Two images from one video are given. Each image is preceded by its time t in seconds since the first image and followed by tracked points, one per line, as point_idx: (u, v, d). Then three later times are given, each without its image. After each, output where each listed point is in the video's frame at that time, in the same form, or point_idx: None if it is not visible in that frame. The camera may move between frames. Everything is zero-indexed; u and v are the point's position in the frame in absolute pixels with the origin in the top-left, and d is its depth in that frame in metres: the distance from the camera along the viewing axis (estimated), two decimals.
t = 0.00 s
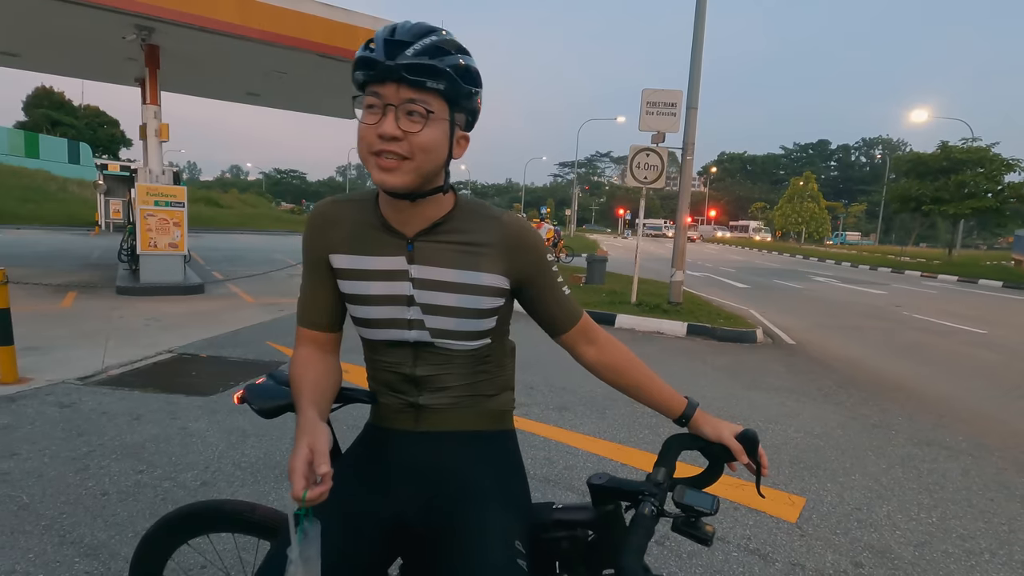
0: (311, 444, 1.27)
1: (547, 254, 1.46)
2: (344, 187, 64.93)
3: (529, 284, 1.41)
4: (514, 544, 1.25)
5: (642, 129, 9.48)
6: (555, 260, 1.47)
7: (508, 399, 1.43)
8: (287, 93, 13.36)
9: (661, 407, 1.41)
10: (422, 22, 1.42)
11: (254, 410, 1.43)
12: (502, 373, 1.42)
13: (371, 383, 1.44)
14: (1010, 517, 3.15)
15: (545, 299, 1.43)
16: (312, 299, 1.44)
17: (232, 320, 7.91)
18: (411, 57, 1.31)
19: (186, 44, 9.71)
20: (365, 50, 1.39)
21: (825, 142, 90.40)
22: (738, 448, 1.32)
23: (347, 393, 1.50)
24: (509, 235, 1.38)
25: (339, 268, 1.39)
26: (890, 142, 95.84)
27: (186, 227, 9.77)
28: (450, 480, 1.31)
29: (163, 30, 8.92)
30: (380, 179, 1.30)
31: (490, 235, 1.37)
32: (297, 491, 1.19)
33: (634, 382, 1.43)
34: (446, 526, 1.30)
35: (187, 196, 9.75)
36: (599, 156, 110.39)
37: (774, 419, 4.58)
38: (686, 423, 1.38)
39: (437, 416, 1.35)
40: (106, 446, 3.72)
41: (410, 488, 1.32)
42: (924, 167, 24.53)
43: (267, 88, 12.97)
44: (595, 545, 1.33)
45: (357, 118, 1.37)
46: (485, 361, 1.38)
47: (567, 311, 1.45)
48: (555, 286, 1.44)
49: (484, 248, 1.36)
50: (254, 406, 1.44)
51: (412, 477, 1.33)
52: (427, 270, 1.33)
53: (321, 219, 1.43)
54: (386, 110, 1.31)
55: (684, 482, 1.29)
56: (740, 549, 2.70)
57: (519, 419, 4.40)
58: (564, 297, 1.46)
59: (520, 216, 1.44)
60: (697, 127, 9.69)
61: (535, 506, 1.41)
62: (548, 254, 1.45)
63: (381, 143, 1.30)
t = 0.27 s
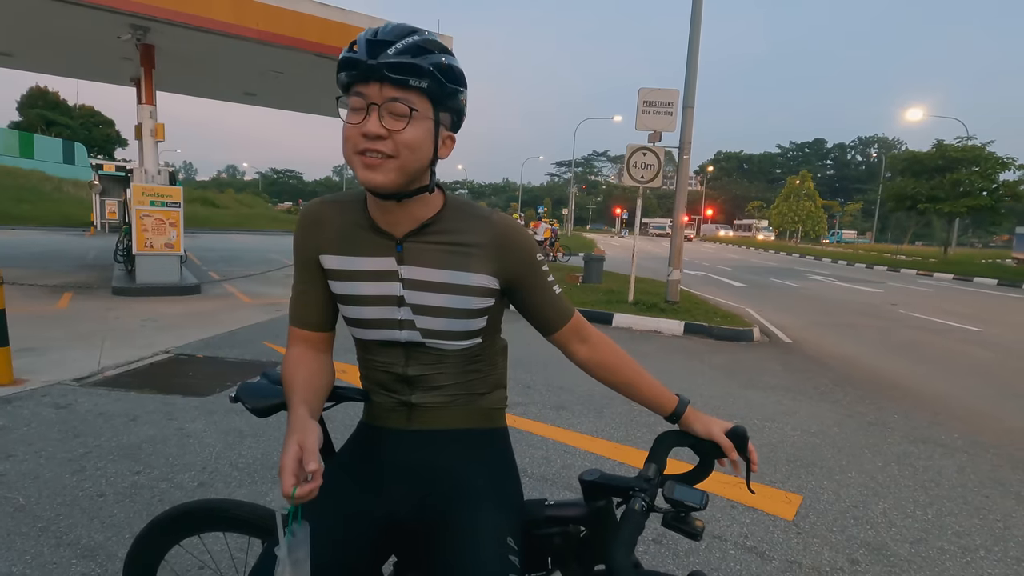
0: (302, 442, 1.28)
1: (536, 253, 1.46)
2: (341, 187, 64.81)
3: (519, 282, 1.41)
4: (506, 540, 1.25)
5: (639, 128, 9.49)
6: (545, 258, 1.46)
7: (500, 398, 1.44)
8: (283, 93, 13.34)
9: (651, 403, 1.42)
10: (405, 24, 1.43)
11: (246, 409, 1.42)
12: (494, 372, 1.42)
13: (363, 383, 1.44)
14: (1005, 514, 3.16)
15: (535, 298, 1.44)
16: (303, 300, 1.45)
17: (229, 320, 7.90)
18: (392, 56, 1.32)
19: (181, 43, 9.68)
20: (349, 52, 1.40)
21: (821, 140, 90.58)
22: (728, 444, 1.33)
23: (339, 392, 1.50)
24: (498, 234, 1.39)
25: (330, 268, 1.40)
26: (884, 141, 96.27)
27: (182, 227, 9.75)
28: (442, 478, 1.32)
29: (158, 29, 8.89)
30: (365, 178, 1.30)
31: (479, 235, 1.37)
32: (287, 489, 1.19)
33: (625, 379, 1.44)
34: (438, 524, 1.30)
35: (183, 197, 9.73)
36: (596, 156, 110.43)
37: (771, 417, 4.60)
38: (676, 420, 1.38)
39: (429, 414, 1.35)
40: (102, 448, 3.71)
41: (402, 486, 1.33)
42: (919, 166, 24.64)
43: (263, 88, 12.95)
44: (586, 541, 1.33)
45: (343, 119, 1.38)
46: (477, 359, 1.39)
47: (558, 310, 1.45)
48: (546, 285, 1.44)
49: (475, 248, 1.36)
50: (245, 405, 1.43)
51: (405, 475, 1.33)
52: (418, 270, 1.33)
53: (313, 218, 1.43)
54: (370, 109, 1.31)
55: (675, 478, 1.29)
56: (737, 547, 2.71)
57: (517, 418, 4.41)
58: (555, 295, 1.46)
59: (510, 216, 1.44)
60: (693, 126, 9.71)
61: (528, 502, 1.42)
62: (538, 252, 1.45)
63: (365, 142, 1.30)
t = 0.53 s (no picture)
0: (300, 438, 1.28)
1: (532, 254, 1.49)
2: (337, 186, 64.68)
3: (515, 281, 1.43)
4: (501, 535, 1.26)
5: (635, 126, 9.50)
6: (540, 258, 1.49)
7: (495, 394, 1.44)
8: (279, 91, 13.30)
9: (645, 400, 1.43)
10: (427, 28, 1.44)
11: (242, 406, 1.42)
12: (489, 368, 1.43)
13: (359, 380, 1.45)
14: (999, 508, 3.19)
15: (529, 296, 1.45)
16: (299, 297, 1.45)
17: (226, 320, 7.89)
18: (426, 66, 1.34)
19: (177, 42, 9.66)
20: (370, 47, 1.38)
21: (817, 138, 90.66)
22: (721, 440, 1.34)
23: (334, 389, 1.50)
24: (500, 234, 1.40)
25: (326, 266, 1.40)
26: (880, 138, 96.48)
27: (178, 227, 9.73)
28: (438, 474, 1.33)
29: (153, 27, 8.86)
30: (385, 181, 1.31)
31: (477, 234, 1.38)
32: (288, 484, 1.20)
33: (619, 375, 1.45)
34: (435, 520, 1.31)
35: (179, 196, 9.72)
36: (593, 154, 110.42)
37: (767, 414, 4.62)
38: (670, 415, 1.40)
39: (425, 411, 1.36)
40: (99, 447, 3.71)
41: (398, 482, 1.33)
42: (914, 163, 24.71)
43: (259, 86, 12.92)
44: (580, 536, 1.34)
45: (358, 114, 1.36)
46: (472, 356, 1.39)
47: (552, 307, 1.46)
48: (541, 283, 1.46)
49: (472, 246, 1.37)
50: (242, 402, 1.43)
51: (401, 471, 1.34)
52: (416, 268, 1.34)
53: (307, 217, 1.43)
54: (396, 113, 1.32)
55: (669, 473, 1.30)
56: (734, 543, 2.73)
57: (514, 416, 4.42)
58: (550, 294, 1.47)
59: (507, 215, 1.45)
60: (689, 124, 9.72)
61: (522, 498, 1.42)
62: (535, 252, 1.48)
63: (390, 145, 1.31)
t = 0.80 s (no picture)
0: (296, 433, 1.29)
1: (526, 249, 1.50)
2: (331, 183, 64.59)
3: (507, 277, 1.44)
4: (494, 530, 1.28)
5: (629, 124, 9.52)
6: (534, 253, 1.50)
7: (489, 390, 1.46)
8: (271, 88, 13.25)
9: (635, 395, 1.44)
10: (427, 28, 1.44)
11: (238, 402, 1.43)
12: (482, 365, 1.44)
13: (353, 376, 1.46)
14: (986, 501, 3.23)
15: (522, 293, 1.46)
16: (294, 294, 1.46)
17: (219, 318, 7.88)
18: (428, 69, 1.35)
19: (168, 38, 9.61)
20: (371, 48, 1.38)
21: (810, 136, 91.01)
22: (710, 434, 1.36)
23: (329, 385, 1.51)
24: (493, 231, 1.42)
25: (321, 263, 1.41)
26: (873, 136, 96.90)
27: (170, 225, 9.69)
28: (432, 469, 1.34)
29: (144, 24, 8.80)
30: (384, 181, 1.33)
31: (471, 231, 1.40)
32: (284, 479, 1.20)
33: (610, 372, 1.46)
34: (428, 515, 1.32)
35: (171, 193, 9.68)
36: (587, 151, 110.50)
37: (759, 410, 4.65)
38: (661, 410, 1.41)
39: (419, 406, 1.37)
40: (92, 446, 3.71)
41: (393, 477, 1.35)
42: (906, 161, 24.85)
43: (251, 83, 12.86)
44: (573, 528, 1.35)
45: (358, 113, 1.36)
46: (466, 352, 1.41)
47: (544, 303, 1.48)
48: (533, 280, 1.47)
49: (465, 243, 1.39)
50: (237, 399, 1.44)
51: (396, 465, 1.35)
52: (410, 265, 1.36)
53: (301, 214, 1.44)
54: (396, 114, 1.34)
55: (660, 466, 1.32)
56: (725, 537, 2.76)
57: (508, 413, 4.43)
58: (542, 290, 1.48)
59: (499, 211, 1.46)
60: (683, 122, 9.75)
61: (515, 493, 1.44)
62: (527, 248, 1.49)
63: (392, 147, 1.33)
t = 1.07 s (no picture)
0: (294, 431, 1.31)
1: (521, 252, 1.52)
2: (325, 182, 64.41)
3: (503, 280, 1.46)
4: (489, 526, 1.30)
5: (622, 123, 9.55)
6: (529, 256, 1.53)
7: (485, 389, 1.48)
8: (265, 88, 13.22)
9: (629, 393, 1.47)
10: (428, 39, 1.46)
11: (236, 402, 1.45)
12: (478, 364, 1.47)
13: (351, 376, 1.48)
14: (975, 495, 3.27)
15: (517, 293, 1.49)
16: (292, 295, 1.48)
17: (214, 319, 7.87)
18: (429, 81, 1.37)
19: (160, 38, 9.58)
20: (373, 57, 1.40)
21: (803, 133, 91.36)
22: (702, 430, 1.38)
23: (326, 385, 1.53)
24: (490, 235, 1.44)
25: (320, 265, 1.43)
26: (866, 134, 97.34)
27: (164, 226, 9.67)
28: (428, 466, 1.36)
29: (136, 24, 8.77)
30: (383, 190, 1.35)
31: (467, 234, 1.42)
32: (280, 477, 1.22)
33: (604, 370, 1.49)
34: (425, 512, 1.34)
35: (164, 194, 9.66)
36: (582, 150, 110.57)
37: (752, 407, 4.69)
38: (654, 408, 1.43)
39: (416, 405, 1.40)
40: (88, 448, 3.71)
41: (390, 475, 1.37)
42: (898, 159, 25.00)
43: (244, 83, 12.83)
44: (567, 525, 1.37)
45: (358, 122, 1.39)
46: (462, 352, 1.43)
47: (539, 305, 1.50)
48: (529, 281, 1.50)
49: (461, 245, 1.41)
50: (236, 399, 1.45)
51: (393, 463, 1.37)
52: (407, 266, 1.38)
53: (300, 217, 1.46)
54: (397, 125, 1.36)
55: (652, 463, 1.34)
56: (719, 532, 2.79)
57: (504, 412, 4.45)
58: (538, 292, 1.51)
59: (496, 214, 1.48)
60: (676, 121, 9.79)
61: (510, 490, 1.46)
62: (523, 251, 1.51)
63: (391, 157, 1.35)
